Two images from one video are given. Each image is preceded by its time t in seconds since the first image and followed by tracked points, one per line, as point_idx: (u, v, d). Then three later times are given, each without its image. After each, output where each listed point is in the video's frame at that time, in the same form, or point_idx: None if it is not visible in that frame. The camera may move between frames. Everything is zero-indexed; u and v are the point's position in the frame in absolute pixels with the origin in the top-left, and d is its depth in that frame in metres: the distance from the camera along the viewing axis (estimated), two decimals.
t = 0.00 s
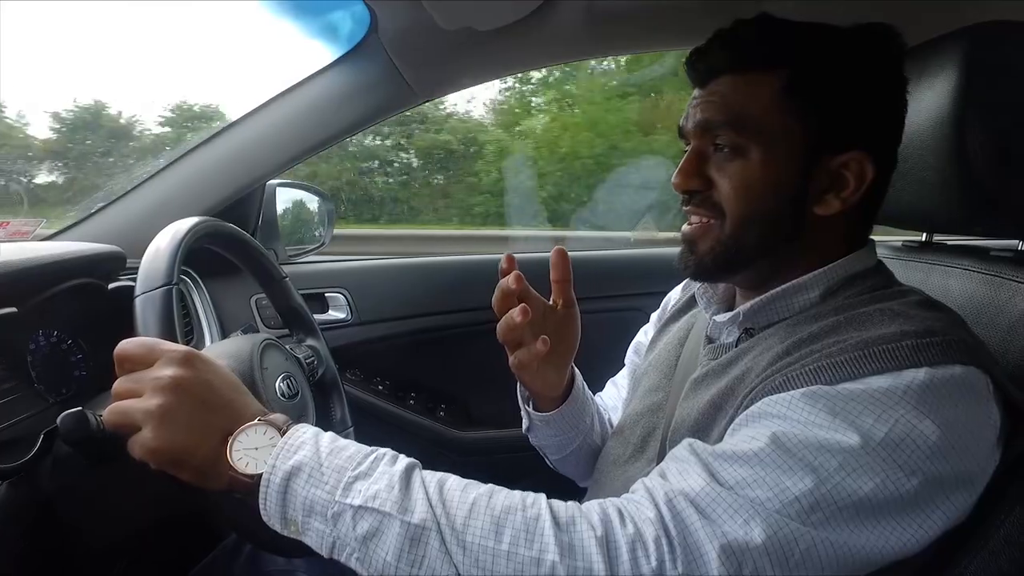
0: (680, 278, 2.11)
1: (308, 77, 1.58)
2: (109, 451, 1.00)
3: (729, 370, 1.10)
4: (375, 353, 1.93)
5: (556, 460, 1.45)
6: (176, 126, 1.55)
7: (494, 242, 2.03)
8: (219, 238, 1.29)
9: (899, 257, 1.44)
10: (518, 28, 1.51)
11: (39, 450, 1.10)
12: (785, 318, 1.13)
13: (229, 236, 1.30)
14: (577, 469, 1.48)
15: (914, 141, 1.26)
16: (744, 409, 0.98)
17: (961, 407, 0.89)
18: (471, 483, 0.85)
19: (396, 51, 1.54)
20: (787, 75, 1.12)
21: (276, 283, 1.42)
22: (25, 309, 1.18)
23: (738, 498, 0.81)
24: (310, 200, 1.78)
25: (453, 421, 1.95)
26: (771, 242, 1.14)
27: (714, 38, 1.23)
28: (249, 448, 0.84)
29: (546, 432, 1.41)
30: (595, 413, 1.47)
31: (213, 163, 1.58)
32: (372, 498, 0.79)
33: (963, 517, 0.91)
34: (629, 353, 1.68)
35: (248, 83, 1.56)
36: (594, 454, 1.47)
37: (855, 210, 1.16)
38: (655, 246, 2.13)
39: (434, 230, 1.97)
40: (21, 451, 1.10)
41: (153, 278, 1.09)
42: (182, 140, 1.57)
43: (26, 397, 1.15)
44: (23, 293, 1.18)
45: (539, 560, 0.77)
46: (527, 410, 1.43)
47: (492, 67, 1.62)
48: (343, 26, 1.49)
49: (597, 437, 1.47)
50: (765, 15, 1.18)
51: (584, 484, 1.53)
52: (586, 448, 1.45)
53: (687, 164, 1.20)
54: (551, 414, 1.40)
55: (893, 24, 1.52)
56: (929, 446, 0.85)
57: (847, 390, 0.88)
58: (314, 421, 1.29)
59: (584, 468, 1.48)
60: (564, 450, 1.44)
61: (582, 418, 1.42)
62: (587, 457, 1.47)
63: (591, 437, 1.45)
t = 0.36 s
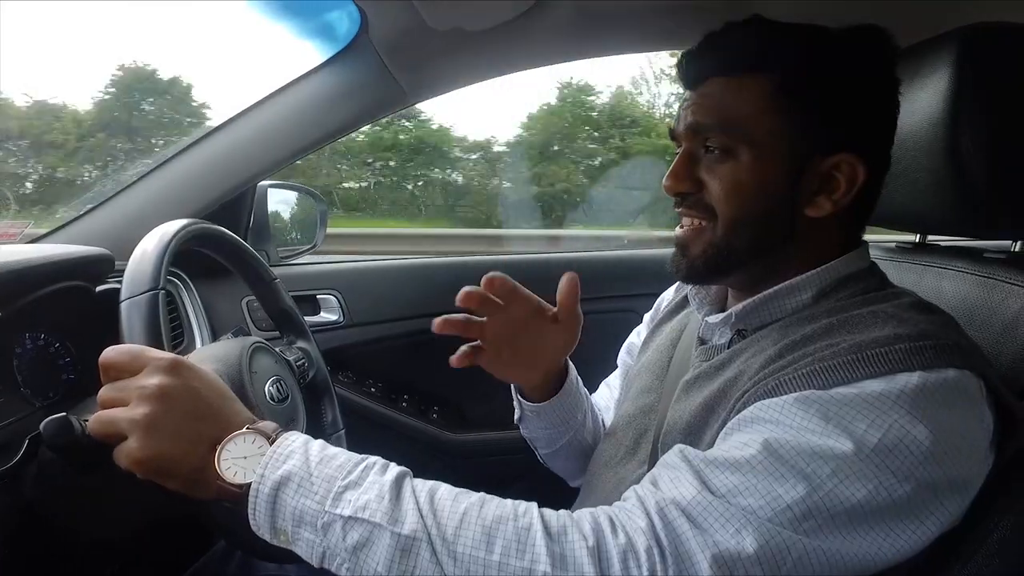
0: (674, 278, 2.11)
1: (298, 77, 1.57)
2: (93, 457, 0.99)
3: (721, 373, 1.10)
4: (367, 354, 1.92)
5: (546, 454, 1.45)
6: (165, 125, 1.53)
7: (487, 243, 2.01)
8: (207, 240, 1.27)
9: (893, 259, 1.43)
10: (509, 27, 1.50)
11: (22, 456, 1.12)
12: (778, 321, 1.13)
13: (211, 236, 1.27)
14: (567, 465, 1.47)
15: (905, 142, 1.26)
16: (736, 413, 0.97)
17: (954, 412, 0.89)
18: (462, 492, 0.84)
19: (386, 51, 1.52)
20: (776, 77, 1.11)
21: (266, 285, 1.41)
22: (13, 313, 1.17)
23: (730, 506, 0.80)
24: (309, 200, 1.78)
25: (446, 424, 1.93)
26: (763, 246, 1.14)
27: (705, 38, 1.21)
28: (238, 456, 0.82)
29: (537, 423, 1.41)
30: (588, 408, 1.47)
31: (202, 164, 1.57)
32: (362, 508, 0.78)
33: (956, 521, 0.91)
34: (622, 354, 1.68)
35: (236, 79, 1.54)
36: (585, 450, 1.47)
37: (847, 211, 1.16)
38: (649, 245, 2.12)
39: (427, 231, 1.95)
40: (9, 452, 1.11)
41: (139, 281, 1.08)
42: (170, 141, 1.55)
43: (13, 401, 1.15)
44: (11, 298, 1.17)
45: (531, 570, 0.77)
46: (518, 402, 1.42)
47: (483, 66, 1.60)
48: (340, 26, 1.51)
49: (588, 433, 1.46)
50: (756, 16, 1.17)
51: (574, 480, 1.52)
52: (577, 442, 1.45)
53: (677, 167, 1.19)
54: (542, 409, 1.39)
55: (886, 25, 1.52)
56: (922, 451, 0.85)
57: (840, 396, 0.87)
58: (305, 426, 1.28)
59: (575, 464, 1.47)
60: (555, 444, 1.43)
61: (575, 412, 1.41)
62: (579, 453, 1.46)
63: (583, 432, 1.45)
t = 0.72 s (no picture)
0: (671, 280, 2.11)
1: (297, 78, 1.57)
2: (87, 459, 0.99)
3: (719, 374, 1.10)
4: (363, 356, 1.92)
5: (539, 464, 1.45)
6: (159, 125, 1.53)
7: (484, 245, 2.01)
8: (202, 242, 1.26)
9: (889, 261, 1.44)
10: (506, 29, 1.50)
11: (17, 460, 1.10)
12: (777, 321, 1.13)
13: (210, 239, 1.28)
14: (562, 471, 1.48)
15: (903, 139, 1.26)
16: (733, 414, 0.97)
17: (951, 413, 0.89)
18: (459, 491, 0.84)
19: (384, 52, 1.52)
20: (770, 80, 1.11)
21: (263, 288, 1.41)
22: (6, 314, 1.17)
23: (726, 504, 0.80)
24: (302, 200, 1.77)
25: (443, 426, 1.92)
26: (759, 247, 1.15)
27: (700, 40, 1.21)
28: (232, 456, 0.82)
29: (526, 437, 1.40)
30: (578, 415, 1.46)
31: (197, 166, 1.56)
32: (358, 507, 0.78)
33: (953, 522, 0.91)
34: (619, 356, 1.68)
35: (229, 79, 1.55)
36: (578, 458, 1.47)
37: (842, 210, 1.16)
38: (645, 248, 2.13)
39: (423, 234, 1.95)
40: (2, 454, 1.10)
41: (135, 281, 1.08)
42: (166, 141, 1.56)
43: (6, 404, 1.14)
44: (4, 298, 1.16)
45: (527, 568, 0.76)
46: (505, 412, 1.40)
47: (480, 67, 1.61)
48: (336, 26, 1.52)
49: (580, 441, 1.46)
50: (750, 18, 1.17)
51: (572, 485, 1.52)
52: (569, 451, 1.44)
53: (672, 168, 1.20)
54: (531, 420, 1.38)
55: (881, 27, 1.52)
56: (919, 451, 0.85)
57: (837, 396, 0.87)
58: (300, 427, 1.27)
59: (569, 471, 1.48)
60: (545, 455, 1.43)
61: (563, 422, 1.41)
62: (572, 460, 1.46)
63: (574, 441, 1.44)
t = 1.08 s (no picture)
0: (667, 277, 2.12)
1: (296, 75, 1.58)
2: (84, 453, 0.99)
3: (714, 369, 1.11)
4: (359, 354, 1.92)
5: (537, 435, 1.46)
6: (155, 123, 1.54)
7: (480, 242, 2.02)
8: (199, 239, 1.27)
9: (883, 258, 1.45)
10: (503, 28, 1.51)
11: (15, 455, 1.11)
12: (771, 317, 1.14)
13: (210, 238, 1.29)
14: (561, 444, 1.47)
15: (896, 136, 1.27)
16: (726, 408, 0.98)
17: (942, 406, 0.90)
18: (454, 479, 0.84)
19: (380, 49, 1.53)
20: (746, 83, 1.12)
21: (261, 284, 1.41)
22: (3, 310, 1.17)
23: (720, 494, 0.81)
24: (297, 197, 1.75)
25: (440, 422, 1.94)
26: (731, 249, 1.15)
27: (677, 41, 1.22)
28: (229, 443, 0.82)
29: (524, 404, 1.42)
30: (579, 394, 1.48)
31: (191, 163, 1.57)
32: (355, 494, 0.79)
33: (943, 514, 0.92)
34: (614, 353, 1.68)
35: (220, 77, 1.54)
36: (576, 437, 1.47)
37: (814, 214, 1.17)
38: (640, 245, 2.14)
39: (419, 231, 1.96)
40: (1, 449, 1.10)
41: (134, 274, 1.08)
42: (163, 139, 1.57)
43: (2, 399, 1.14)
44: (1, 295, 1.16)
45: (523, 556, 0.77)
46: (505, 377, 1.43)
47: (477, 66, 1.62)
48: (334, 26, 1.51)
49: (579, 418, 1.46)
50: (727, 22, 1.18)
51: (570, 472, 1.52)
52: (567, 424, 1.45)
53: (646, 169, 1.19)
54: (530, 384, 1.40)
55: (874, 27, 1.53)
56: (909, 444, 0.86)
57: (828, 389, 0.88)
58: (298, 421, 1.28)
59: (566, 449, 1.48)
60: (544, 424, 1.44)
61: (564, 392, 1.43)
62: (569, 437, 1.46)
63: (573, 416, 1.45)
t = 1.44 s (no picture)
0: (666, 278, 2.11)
1: (293, 76, 1.58)
2: (79, 457, 0.99)
3: (709, 370, 1.11)
4: (357, 356, 1.92)
5: (524, 437, 1.50)
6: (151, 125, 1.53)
7: (477, 244, 2.02)
8: (196, 240, 1.27)
9: (879, 259, 1.45)
10: (501, 27, 1.51)
11: (11, 456, 1.10)
12: (767, 318, 1.14)
13: (205, 237, 1.28)
14: (552, 436, 1.49)
15: (890, 138, 1.27)
16: (722, 409, 0.98)
17: (936, 406, 0.90)
18: (450, 482, 0.84)
19: (377, 50, 1.53)
20: (738, 85, 1.13)
21: (257, 287, 1.41)
22: None
23: (715, 494, 0.81)
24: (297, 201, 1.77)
25: (436, 423, 1.93)
26: (732, 251, 1.15)
27: (669, 47, 1.24)
28: (225, 446, 0.82)
29: (499, 406, 1.46)
30: (560, 394, 1.50)
31: (188, 165, 1.57)
32: (350, 496, 0.79)
33: (938, 514, 0.92)
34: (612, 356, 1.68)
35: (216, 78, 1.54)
36: (562, 435, 1.49)
37: (813, 215, 1.17)
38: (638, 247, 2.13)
39: (416, 233, 1.96)
40: None
41: (130, 278, 1.08)
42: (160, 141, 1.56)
43: None
44: None
45: (519, 557, 0.77)
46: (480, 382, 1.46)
47: (475, 66, 1.62)
48: (331, 26, 1.50)
49: (561, 415, 1.49)
50: (718, 24, 1.18)
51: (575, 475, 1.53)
52: (549, 421, 1.47)
53: (644, 175, 1.21)
54: (500, 382, 1.43)
55: (868, 30, 1.54)
56: (904, 444, 0.86)
57: (823, 390, 0.88)
58: (295, 423, 1.28)
59: (555, 447, 1.50)
60: (524, 423, 1.47)
61: (539, 391, 1.46)
62: (555, 433, 1.48)
63: (553, 413, 1.48)
